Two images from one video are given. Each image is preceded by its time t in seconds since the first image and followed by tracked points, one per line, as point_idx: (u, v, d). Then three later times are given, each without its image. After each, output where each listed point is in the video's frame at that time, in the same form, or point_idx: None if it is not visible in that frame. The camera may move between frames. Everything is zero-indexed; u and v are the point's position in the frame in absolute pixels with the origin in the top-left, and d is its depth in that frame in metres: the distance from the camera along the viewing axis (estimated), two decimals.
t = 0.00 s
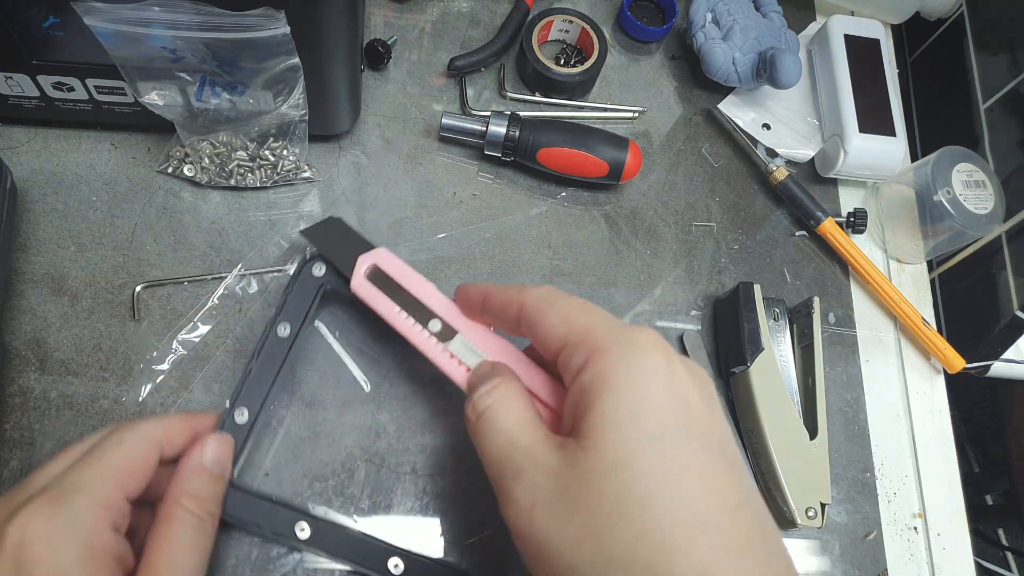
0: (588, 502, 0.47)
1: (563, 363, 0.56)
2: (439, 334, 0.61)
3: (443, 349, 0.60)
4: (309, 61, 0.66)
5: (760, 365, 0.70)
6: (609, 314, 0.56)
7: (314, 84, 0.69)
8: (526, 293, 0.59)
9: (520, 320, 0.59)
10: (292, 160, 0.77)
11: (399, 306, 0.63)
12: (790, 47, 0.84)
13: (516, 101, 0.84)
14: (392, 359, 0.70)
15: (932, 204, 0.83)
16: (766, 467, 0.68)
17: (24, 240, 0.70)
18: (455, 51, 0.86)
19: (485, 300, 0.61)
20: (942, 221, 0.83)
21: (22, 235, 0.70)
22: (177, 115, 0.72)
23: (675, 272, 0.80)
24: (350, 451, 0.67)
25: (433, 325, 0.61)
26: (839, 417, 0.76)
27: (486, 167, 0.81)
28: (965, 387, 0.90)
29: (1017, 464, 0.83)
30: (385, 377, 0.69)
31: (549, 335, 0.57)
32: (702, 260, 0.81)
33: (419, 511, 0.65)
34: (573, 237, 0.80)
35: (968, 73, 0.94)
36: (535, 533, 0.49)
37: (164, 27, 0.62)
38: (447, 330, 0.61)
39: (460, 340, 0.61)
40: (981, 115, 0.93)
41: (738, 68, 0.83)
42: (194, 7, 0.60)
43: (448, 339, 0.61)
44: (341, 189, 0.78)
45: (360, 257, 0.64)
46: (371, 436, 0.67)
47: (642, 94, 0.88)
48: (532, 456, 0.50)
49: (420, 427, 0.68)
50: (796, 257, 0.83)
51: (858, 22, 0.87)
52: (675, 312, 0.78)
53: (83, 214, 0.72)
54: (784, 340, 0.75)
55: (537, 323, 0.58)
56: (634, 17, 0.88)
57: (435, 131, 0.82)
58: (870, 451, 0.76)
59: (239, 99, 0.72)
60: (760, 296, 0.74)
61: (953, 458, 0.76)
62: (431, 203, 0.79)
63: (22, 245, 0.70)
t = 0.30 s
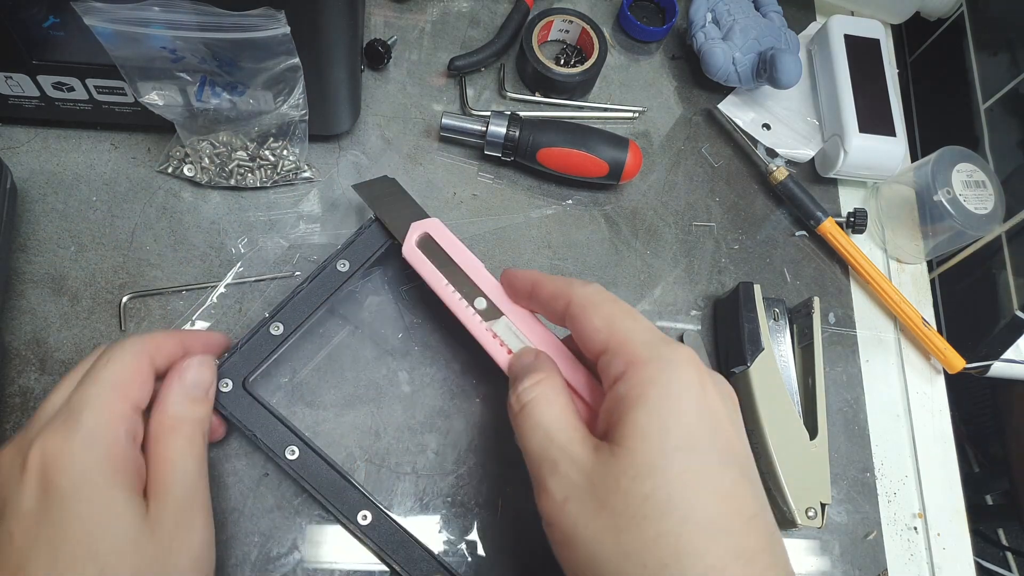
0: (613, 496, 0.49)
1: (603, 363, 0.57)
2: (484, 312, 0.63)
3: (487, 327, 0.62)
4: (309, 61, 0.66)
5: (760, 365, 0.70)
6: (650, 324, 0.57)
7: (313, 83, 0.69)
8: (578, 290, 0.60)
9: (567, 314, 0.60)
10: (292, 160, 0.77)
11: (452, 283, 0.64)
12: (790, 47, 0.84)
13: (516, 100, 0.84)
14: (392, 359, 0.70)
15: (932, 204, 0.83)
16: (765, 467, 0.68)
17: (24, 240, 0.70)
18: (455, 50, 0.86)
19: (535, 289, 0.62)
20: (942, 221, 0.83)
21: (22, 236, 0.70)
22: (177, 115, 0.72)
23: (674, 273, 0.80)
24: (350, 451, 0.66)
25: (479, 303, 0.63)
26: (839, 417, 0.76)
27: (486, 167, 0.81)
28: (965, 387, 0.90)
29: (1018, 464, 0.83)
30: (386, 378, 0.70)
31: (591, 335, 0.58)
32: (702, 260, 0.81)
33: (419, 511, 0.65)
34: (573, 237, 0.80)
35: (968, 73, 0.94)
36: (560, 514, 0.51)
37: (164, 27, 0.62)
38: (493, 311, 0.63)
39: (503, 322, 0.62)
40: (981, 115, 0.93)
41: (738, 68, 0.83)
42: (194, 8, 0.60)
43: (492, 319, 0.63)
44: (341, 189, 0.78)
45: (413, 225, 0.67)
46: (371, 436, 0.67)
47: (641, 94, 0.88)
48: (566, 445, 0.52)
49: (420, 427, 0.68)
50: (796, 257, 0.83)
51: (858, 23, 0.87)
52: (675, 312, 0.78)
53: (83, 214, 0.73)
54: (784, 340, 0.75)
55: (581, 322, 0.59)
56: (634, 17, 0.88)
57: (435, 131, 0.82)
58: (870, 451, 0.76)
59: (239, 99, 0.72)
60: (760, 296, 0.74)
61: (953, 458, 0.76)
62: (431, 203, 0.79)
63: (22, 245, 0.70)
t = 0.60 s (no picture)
0: (555, 531, 0.46)
1: (563, 456, 0.55)
2: (448, 358, 0.61)
3: (442, 375, 0.60)
4: (308, 61, 0.66)
5: (760, 364, 0.70)
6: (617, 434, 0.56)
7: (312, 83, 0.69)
8: (548, 379, 0.59)
9: (533, 398, 0.58)
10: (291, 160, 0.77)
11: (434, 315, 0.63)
12: (790, 47, 0.84)
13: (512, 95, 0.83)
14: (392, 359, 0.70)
15: (932, 204, 0.83)
16: (765, 466, 0.68)
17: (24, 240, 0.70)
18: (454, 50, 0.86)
19: (507, 361, 0.60)
20: (942, 221, 0.83)
21: (22, 235, 0.70)
22: (177, 115, 0.72)
23: (674, 273, 0.80)
24: (351, 451, 0.66)
25: (445, 348, 0.61)
26: (839, 417, 0.76)
27: (486, 167, 0.81)
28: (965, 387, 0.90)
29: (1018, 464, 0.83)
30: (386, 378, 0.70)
31: (557, 427, 0.56)
32: (702, 260, 0.81)
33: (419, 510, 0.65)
34: (573, 237, 0.80)
35: (968, 73, 0.94)
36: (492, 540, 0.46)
37: (163, 27, 0.62)
38: (457, 359, 0.61)
39: (460, 373, 0.60)
40: (981, 115, 0.93)
41: (737, 68, 0.83)
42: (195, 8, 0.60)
43: (451, 367, 0.60)
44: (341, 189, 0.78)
45: (434, 256, 0.67)
46: (371, 436, 0.67)
47: (641, 94, 0.88)
48: (523, 474, 0.48)
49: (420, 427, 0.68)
50: (796, 257, 0.83)
51: (858, 23, 0.87)
52: (675, 312, 0.78)
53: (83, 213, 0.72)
54: (784, 340, 0.75)
55: (547, 408, 0.57)
56: (633, 16, 0.88)
57: (435, 131, 0.82)
58: (870, 451, 0.76)
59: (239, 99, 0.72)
60: (760, 296, 0.74)
61: (953, 457, 0.76)
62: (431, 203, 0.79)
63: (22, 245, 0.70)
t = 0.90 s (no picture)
0: (531, 512, 0.46)
1: (537, 438, 0.54)
2: (423, 348, 0.62)
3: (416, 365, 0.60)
4: (308, 61, 0.66)
5: (760, 365, 0.70)
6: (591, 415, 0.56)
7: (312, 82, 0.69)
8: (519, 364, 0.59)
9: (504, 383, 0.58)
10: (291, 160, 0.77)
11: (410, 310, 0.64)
12: (790, 47, 0.84)
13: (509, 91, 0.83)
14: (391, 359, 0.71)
15: (932, 204, 0.83)
16: (765, 467, 0.68)
17: (24, 240, 0.70)
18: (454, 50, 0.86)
19: (480, 347, 0.61)
20: (942, 221, 0.83)
21: (23, 235, 0.70)
22: (177, 116, 0.72)
23: (674, 273, 0.80)
24: (350, 451, 0.66)
25: (421, 338, 0.62)
26: (839, 417, 0.76)
27: (486, 167, 0.81)
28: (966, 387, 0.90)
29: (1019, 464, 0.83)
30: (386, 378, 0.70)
31: (529, 412, 0.56)
32: (702, 260, 0.81)
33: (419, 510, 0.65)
34: (573, 237, 0.80)
35: (968, 73, 0.94)
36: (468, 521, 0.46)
37: (162, 27, 0.62)
38: (432, 349, 0.61)
39: (434, 363, 0.60)
40: (981, 115, 0.93)
41: (737, 67, 0.83)
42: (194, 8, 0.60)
43: (425, 358, 0.61)
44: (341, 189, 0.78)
45: (410, 247, 0.68)
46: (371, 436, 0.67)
47: (641, 94, 0.88)
48: (494, 456, 0.48)
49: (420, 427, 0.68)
50: (795, 257, 0.83)
51: (858, 23, 0.87)
52: (675, 312, 0.78)
53: (83, 214, 0.72)
54: (784, 339, 0.75)
55: (518, 392, 0.57)
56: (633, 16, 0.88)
57: (435, 131, 0.82)
58: (870, 451, 0.76)
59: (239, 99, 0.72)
60: (760, 296, 0.74)
61: (953, 457, 0.76)
62: (431, 203, 0.79)
63: (22, 245, 0.70)
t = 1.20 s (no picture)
0: None
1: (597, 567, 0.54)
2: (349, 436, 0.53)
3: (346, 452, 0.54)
4: (309, 60, 0.66)
5: (760, 365, 0.70)
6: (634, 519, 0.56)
7: (312, 81, 0.69)
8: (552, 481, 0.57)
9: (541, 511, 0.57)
10: (291, 159, 0.77)
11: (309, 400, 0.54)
12: (790, 47, 0.84)
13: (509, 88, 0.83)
14: (392, 359, 0.71)
15: (932, 204, 0.83)
16: (765, 466, 0.68)
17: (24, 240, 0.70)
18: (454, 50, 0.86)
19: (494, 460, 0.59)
20: (942, 221, 0.83)
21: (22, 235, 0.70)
22: (177, 115, 0.71)
23: (674, 273, 0.80)
24: (350, 451, 0.66)
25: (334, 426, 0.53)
26: (839, 417, 0.76)
27: (486, 167, 0.81)
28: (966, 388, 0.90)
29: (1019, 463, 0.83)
30: (387, 378, 0.70)
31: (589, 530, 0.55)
32: (702, 260, 0.81)
33: (419, 509, 0.65)
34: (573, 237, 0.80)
35: (968, 73, 0.94)
36: None
37: (163, 27, 0.62)
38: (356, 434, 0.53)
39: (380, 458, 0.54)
40: (982, 115, 0.93)
41: (737, 67, 0.83)
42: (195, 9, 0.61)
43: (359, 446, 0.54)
44: (342, 189, 0.78)
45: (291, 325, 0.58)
46: (372, 436, 0.68)
47: (641, 94, 0.88)
48: None
49: (421, 426, 0.69)
50: (795, 257, 0.83)
51: (859, 23, 0.87)
52: (675, 312, 0.78)
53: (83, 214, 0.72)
54: (784, 339, 0.75)
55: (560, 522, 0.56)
56: (634, 17, 0.88)
57: (435, 131, 0.82)
58: (870, 451, 0.76)
59: (239, 99, 0.72)
60: (760, 296, 0.74)
61: (953, 457, 0.76)
62: (431, 203, 0.79)
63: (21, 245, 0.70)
